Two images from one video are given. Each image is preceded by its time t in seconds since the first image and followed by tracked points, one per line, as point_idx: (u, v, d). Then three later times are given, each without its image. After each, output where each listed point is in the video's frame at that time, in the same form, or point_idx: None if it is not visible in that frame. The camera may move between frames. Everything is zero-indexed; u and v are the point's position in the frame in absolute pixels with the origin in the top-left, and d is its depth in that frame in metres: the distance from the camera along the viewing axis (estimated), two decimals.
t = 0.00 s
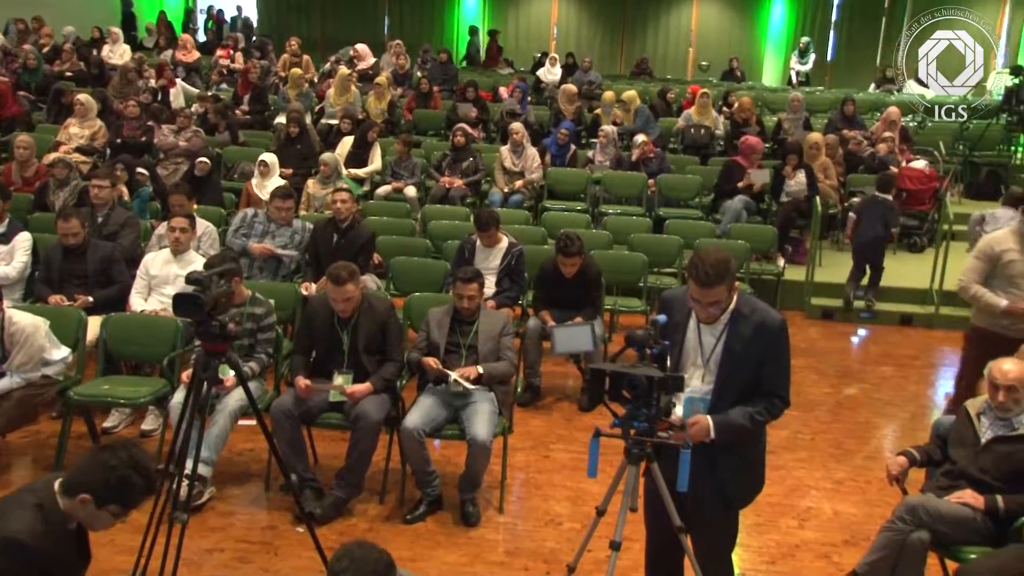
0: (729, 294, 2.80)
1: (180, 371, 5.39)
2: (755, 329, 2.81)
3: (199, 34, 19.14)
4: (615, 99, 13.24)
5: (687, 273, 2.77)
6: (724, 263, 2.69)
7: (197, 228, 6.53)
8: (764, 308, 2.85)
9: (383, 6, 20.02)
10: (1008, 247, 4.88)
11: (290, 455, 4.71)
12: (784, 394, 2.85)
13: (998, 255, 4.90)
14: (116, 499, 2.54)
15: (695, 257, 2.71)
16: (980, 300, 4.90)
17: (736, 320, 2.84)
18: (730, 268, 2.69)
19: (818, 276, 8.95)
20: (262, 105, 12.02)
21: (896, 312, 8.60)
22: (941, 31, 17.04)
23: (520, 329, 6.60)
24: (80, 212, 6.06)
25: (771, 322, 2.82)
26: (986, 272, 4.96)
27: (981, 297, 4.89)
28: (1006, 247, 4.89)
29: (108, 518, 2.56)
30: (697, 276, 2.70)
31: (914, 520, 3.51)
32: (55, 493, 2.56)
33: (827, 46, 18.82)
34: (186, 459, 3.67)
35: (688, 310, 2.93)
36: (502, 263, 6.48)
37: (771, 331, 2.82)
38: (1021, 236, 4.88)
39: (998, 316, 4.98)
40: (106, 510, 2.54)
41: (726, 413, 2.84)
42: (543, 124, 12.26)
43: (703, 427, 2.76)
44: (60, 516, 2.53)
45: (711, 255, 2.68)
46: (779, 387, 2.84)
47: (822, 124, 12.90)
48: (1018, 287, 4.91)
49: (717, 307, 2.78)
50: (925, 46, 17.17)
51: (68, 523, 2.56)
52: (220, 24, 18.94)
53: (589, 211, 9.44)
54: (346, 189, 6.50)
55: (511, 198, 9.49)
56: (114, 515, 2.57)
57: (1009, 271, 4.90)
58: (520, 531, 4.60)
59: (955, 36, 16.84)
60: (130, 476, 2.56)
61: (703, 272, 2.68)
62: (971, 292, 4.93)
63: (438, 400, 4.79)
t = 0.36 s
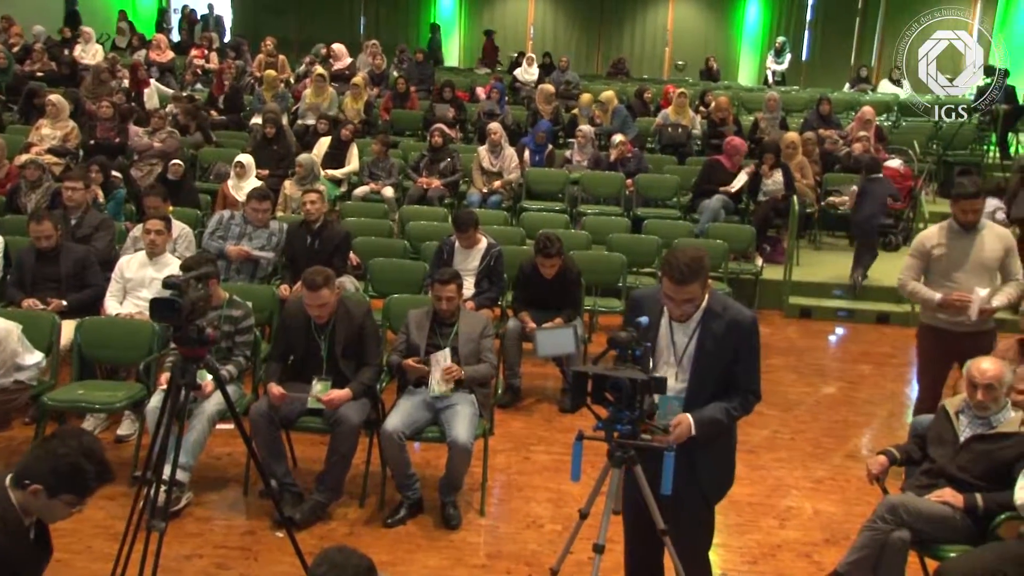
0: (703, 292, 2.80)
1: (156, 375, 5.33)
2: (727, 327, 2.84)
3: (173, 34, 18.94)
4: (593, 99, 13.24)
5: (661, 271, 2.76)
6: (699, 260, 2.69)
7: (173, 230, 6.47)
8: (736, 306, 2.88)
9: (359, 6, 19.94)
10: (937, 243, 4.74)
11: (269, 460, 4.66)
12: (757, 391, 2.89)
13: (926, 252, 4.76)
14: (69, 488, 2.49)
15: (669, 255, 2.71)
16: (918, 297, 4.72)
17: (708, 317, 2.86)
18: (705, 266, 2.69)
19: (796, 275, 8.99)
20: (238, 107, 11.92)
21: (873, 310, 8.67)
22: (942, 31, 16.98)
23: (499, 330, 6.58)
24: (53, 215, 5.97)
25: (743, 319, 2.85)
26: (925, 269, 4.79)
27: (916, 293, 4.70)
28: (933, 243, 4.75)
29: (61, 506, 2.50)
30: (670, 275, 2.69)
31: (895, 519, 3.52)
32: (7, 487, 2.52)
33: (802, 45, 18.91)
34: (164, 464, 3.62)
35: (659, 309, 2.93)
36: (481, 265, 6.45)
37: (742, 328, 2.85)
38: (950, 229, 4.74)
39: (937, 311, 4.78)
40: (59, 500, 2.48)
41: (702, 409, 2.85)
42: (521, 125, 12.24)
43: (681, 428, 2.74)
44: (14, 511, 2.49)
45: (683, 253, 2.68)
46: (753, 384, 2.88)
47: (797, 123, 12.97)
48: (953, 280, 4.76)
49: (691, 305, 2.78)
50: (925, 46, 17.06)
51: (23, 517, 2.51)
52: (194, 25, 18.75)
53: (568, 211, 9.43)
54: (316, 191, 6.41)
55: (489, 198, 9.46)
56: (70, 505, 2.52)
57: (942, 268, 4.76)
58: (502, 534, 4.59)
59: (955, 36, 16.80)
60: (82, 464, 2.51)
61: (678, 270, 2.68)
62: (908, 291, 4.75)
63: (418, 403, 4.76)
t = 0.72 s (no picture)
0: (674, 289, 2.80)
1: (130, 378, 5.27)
2: (699, 321, 2.88)
3: (146, 32, 18.72)
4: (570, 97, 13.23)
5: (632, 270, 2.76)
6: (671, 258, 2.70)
7: (148, 231, 6.40)
8: (704, 300, 2.92)
9: (334, 5, 19.82)
10: (899, 239, 4.80)
11: (248, 463, 4.62)
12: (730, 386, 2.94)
13: (888, 249, 4.83)
14: (51, 526, 2.15)
15: (639, 254, 2.71)
16: (879, 292, 4.79)
17: (680, 315, 2.89)
18: (675, 263, 2.69)
19: (774, 274, 9.02)
20: (212, 106, 11.81)
21: (850, 309, 8.72)
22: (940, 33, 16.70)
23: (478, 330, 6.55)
24: (24, 216, 5.87)
25: (713, 314, 2.89)
26: (888, 265, 4.86)
27: (876, 289, 4.78)
28: (895, 240, 4.81)
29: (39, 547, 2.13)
30: (642, 272, 2.69)
31: (876, 518, 3.53)
32: None
33: (777, 43, 18.97)
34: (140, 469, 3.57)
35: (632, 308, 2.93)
36: (459, 265, 6.42)
37: (711, 322, 2.90)
38: (913, 226, 4.78)
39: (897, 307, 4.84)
40: (38, 539, 2.13)
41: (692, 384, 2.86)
42: (498, 123, 12.22)
43: (685, 384, 2.70)
44: None
45: (656, 250, 2.67)
46: (722, 376, 2.92)
47: (773, 122, 13.03)
48: (915, 278, 4.81)
49: (663, 303, 2.79)
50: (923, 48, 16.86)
51: None
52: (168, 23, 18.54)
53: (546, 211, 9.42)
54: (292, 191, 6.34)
55: (467, 198, 9.43)
56: (46, 547, 2.15)
57: (905, 264, 4.81)
58: (482, 535, 4.57)
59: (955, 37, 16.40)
60: (67, 500, 2.18)
61: (650, 268, 2.67)
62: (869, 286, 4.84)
63: (398, 405, 4.73)
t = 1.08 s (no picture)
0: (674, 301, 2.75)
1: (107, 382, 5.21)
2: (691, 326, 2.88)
3: (120, 31, 18.52)
4: (549, 97, 13.24)
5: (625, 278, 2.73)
6: (665, 266, 2.67)
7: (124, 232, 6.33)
8: (699, 306, 2.92)
9: (310, 5, 19.69)
10: (879, 242, 4.76)
11: (227, 466, 4.58)
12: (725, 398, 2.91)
13: (866, 250, 4.79)
14: None
15: (634, 263, 2.68)
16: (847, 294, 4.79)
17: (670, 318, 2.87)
18: (669, 272, 2.67)
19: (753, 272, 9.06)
20: (188, 106, 11.72)
21: (829, 307, 8.76)
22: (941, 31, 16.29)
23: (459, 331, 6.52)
24: None
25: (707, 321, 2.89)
26: (863, 265, 4.83)
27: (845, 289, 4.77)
28: (874, 242, 4.77)
29: None
30: (635, 279, 2.66)
31: (858, 517, 3.53)
32: None
33: (754, 43, 19.04)
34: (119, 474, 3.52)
35: (619, 310, 2.92)
36: (440, 265, 6.40)
37: (704, 328, 2.90)
38: (894, 231, 4.73)
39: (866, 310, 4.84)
40: None
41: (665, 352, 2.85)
42: (477, 123, 12.20)
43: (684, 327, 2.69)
44: None
45: (648, 260, 2.65)
46: (717, 380, 2.90)
47: (751, 121, 13.09)
48: (887, 284, 4.79)
49: (659, 313, 2.74)
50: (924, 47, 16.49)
51: None
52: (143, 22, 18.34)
53: (526, 211, 9.41)
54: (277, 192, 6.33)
55: (446, 198, 9.40)
56: None
57: (880, 268, 4.78)
58: (464, 537, 4.55)
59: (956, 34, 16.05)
60: None
61: (645, 277, 2.64)
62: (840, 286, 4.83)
63: (379, 407, 4.70)
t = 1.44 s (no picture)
0: (663, 333, 2.70)
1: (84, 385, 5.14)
2: (683, 341, 2.84)
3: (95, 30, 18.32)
4: (529, 96, 13.23)
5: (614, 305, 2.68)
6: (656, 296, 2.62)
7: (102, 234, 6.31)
8: (694, 322, 2.86)
9: (288, 4, 19.57)
10: (863, 241, 4.74)
11: (207, 470, 4.53)
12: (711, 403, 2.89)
13: (850, 249, 4.76)
14: None
15: (623, 292, 2.63)
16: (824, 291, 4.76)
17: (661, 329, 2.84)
18: (660, 300, 2.62)
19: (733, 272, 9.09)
20: (165, 106, 11.63)
21: (808, 306, 8.80)
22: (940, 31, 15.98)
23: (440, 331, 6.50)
24: None
25: (705, 334, 2.84)
26: (844, 263, 4.80)
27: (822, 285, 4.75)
28: (858, 240, 4.75)
29: None
30: (623, 307, 2.61)
31: (841, 517, 3.54)
32: None
33: (732, 42, 19.12)
34: (97, 479, 3.47)
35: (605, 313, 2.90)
36: (421, 265, 6.37)
37: (702, 343, 2.84)
38: (879, 231, 4.71)
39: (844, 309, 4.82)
40: None
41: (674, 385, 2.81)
42: (456, 123, 12.17)
43: (672, 358, 2.71)
44: None
45: (640, 287, 2.60)
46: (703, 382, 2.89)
47: (731, 120, 13.14)
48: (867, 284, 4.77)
49: (647, 342, 2.69)
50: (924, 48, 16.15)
51: None
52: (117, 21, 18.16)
53: (506, 210, 9.39)
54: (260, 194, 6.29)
55: (426, 198, 9.37)
56: None
57: (862, 267, 4.76)
58: (447, 539, 4.53)
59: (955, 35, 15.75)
60: None
61: (632, 305, 2.59)
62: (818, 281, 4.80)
63: (361, 409, 4.66)
